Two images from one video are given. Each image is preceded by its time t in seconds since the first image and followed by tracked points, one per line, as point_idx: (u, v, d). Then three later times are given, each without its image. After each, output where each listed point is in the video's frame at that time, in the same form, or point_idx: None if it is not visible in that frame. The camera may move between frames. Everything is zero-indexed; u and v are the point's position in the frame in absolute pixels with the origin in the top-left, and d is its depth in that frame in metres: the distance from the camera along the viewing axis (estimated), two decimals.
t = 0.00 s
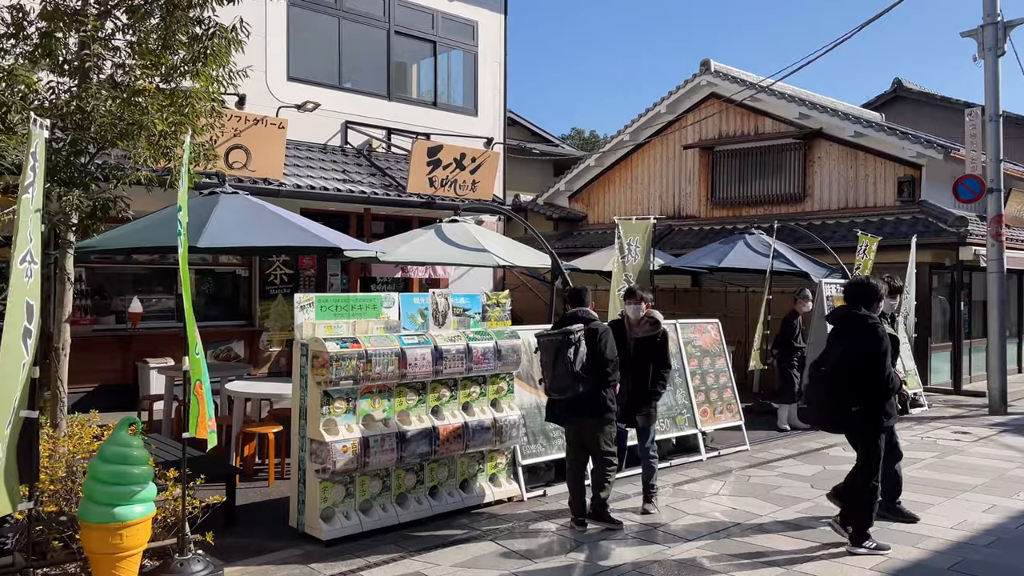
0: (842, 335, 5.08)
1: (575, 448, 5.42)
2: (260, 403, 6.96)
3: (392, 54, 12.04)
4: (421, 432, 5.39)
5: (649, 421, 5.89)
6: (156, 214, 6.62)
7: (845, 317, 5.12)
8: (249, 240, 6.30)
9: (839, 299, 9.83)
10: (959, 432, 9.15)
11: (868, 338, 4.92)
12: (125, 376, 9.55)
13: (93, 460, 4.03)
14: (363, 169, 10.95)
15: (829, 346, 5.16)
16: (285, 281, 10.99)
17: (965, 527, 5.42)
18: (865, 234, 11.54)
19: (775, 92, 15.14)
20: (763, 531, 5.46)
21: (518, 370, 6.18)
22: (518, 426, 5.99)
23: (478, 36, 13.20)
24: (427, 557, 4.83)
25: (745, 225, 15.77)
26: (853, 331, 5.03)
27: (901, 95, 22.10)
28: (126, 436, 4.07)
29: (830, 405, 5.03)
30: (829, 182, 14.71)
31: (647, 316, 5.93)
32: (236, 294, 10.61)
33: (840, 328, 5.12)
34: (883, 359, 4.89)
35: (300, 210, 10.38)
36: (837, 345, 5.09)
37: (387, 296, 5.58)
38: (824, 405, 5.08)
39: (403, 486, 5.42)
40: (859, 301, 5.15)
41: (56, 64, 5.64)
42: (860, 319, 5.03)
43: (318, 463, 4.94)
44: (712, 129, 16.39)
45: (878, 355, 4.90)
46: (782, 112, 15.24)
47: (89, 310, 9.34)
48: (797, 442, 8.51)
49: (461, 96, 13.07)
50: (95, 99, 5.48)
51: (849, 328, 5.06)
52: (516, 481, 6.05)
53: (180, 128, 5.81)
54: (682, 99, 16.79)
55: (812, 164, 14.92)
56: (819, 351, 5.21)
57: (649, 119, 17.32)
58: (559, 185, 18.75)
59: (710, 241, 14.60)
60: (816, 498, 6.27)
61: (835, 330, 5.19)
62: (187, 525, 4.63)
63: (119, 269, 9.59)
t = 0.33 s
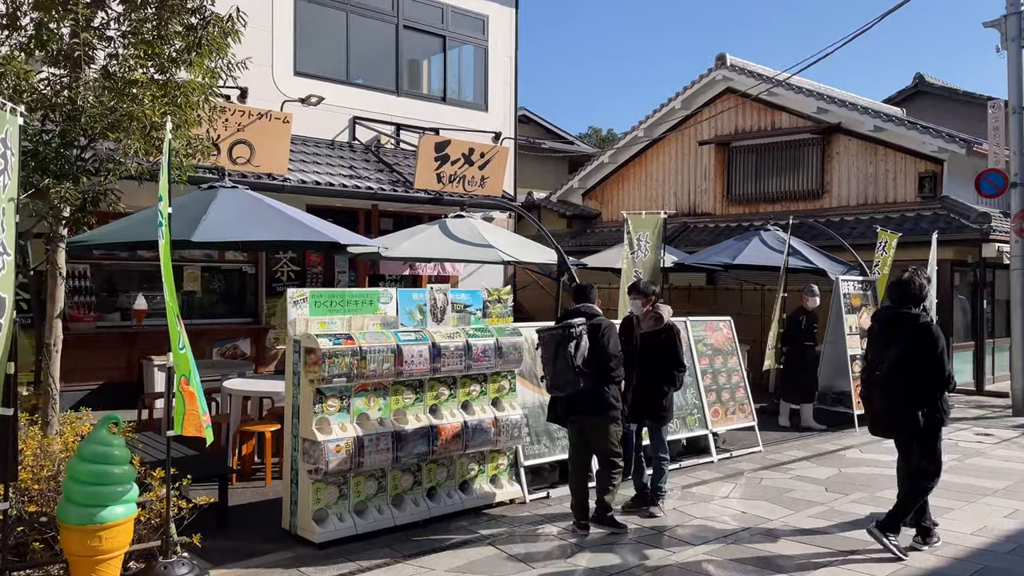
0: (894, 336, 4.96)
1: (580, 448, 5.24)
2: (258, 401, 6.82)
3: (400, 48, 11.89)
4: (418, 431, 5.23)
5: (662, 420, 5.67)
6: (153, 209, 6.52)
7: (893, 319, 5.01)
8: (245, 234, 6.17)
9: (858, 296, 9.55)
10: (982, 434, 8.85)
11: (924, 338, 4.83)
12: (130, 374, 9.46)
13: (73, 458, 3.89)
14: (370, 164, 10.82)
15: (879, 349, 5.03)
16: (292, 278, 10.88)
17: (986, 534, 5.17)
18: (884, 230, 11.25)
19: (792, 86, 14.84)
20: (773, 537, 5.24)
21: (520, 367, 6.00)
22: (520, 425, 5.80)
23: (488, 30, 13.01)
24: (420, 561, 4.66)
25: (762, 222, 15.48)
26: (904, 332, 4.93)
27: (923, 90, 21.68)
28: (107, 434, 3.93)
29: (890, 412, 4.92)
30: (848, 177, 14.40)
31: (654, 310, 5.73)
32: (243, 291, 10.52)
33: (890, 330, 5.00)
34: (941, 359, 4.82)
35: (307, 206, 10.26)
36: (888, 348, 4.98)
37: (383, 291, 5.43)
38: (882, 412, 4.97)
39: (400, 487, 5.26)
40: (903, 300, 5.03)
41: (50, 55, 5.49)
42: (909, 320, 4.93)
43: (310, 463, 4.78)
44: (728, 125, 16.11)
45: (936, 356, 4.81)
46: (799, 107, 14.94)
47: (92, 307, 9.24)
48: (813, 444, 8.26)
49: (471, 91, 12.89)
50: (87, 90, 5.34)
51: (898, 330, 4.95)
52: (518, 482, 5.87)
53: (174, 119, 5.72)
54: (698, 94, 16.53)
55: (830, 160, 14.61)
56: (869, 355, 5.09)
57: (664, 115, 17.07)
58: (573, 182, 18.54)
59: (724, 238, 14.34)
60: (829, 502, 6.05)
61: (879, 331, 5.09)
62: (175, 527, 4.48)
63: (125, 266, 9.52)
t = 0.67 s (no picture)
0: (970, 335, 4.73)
1: (597, 452, 5.05)
2: (267, 402, 6.70)
3: (418, 44, 11.75)
4: (425, 435, 5.07)
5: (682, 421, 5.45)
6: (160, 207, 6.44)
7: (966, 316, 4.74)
8: (251, 232, 6.05)
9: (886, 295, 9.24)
10: (1016, 438, 8.52)
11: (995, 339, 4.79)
12: (144, 373, 9.42)
13: (64, 462, 3.77)
14: (386, 161, 10.69)
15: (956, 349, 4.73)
16: (308, 277, 10.79)
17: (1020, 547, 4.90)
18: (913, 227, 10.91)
19: (818, 80, 14.51)
20: (794, 546, 5.02)
21: (532, 368, 5.82)
22: (532, 428, 5.63)
23: (507, 25, 12.83)
24: (425, 571, 4.50)
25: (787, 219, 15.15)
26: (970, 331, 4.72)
27: (954, 83, 21.18)
28: (100, 437, 3.80)
29: (976, 415, 4.62)
30: (875, 173, 14.03)
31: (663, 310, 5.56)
32: (258, 290, 10.45)
33: (964, 329, 4.73)
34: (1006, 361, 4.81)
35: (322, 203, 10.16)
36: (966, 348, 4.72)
37: (391, 290, 5.29)
38: (954, 411, 4.65)
39: (407, 492, 5.10)
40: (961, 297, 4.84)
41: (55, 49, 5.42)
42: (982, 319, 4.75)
43: (313, 466, 4.64)
44: (753, 120, 15.81)
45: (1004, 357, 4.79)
46: (826, 101, 14.60)
47: (107, 305, 9.19)
48: (839, 447, 7.99)
49: (489, 87, 12.72)
50: (90, 86, 5.26)
51: (973, 328, 4.74)
52: (529, 486, 5.69)
53: (178, 114, 5.64)
54: (721, 88, 16.24)
55: (857, 155, 14.26)
56: (946, 354, 4.74)
57: (687, 110, 16.80)
58: (594, 179, 18.31)
59: (748, 235, 14.05)
60: (854, 510, 5.80)
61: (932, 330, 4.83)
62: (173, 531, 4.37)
63: (140, 264, 9.47)
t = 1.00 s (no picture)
0: None
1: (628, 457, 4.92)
2: (282, 400, 6.63)
3: (439, 39, 11.66)
4: (437, 435, 4.96)
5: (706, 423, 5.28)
6: (174, 203, 6.42)
7: None
8: (263, 228, 5.99)
9: (919, 293, 8.93)
10: None
11: None
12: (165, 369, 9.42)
13: (65, 461, 3.71)
14: (406, 157, 10.61)
15: None
16: (328, 273, 10.75)
17: None
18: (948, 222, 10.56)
19: (849, 73, 14.18)
20: (818, 553, 4.83)
21: (548, 366, 5.69)
22: (547, 428, 5.50)
23: (530, 19, 12.68)
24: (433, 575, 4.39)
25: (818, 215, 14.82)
26: None
27: (991, 75, 20.58)
28: (101, 437, 3.74)
29: None
30: (909, 167, 13.64)
31: (682, 308, 5.30)
32: (279, 286, 10.43)
33: None
34: None
35: (342, 200, 10.11)
36: None
37: (403, 286, 5.18)
38: None
39: (418, 492, 4.99)
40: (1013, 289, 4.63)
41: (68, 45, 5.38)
42: None
43: (322, 466, 4.56)
44: (782, 114, 15.50)
45: None
46: (857, 93, 14.25)
47: (128, 302, 9.21)
48: (868, 450, 7.74)
49: (512, 82, 12.58)
50: (100, 80, 5.25)
51: None
52: (545, 488, 5.56)
53: (188, 108, 5.60)
54: (750, 81, 15.97)
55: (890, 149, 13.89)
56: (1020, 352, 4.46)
57: (714, 104, 16.53)
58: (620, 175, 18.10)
59: (777, 232, 13.77)
60: (882, 515, 5.58)
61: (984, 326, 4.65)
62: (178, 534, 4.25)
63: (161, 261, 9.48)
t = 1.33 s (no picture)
0: None
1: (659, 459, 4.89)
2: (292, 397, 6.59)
3: (459, 33, 11.56)
4: (440, 433, 4.87)
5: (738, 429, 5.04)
6: (185, 198, 6.42)
7: None
8: (270, 223, 5.94)
9: (949, 289, 8.64)
10: None
11: None
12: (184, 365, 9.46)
13: (57, 458, 3.68)
14: (425, 153, 10.54)
15: None
16: (347, 270, 10.73)
17: None
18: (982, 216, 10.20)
19: (881, 63, 13.80)
20: (832, 559, 4.65)
21: (555, 364, 5.57)
22: (555, 427, 5.38)
23: (552, 12, 12.52)
24: None
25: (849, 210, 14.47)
26: None
27: None
28: (93, 434, 3.71)
29: None
30: (943, 160, 13.24)
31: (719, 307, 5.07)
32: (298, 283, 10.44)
33: None
34: None
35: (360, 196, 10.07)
36: None
37: (407, 282, 5.10)
38: None
39: (421, 492, 4.91)
40: None
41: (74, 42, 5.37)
42: None
43: (320, 465, 4.49)
44: (812, 106, 15.16)
45: None
46: (891, 85, 13.86)
47: (148, 298, 9.27)
48: (893, 451, 7.50)
49: (533, 76, 12.44)
50: (105, 76, 5.23)
51: None
52: (553, 488, 5.45)
53: (191, 103, 5.55)
54: (780, 73, 15.64)
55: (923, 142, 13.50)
56: None
57: (743, 97, 16.23)
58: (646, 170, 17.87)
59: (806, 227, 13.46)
60: (902, 520, 5.37)
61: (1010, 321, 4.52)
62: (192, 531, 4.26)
63: (181, 257, 9.54)
